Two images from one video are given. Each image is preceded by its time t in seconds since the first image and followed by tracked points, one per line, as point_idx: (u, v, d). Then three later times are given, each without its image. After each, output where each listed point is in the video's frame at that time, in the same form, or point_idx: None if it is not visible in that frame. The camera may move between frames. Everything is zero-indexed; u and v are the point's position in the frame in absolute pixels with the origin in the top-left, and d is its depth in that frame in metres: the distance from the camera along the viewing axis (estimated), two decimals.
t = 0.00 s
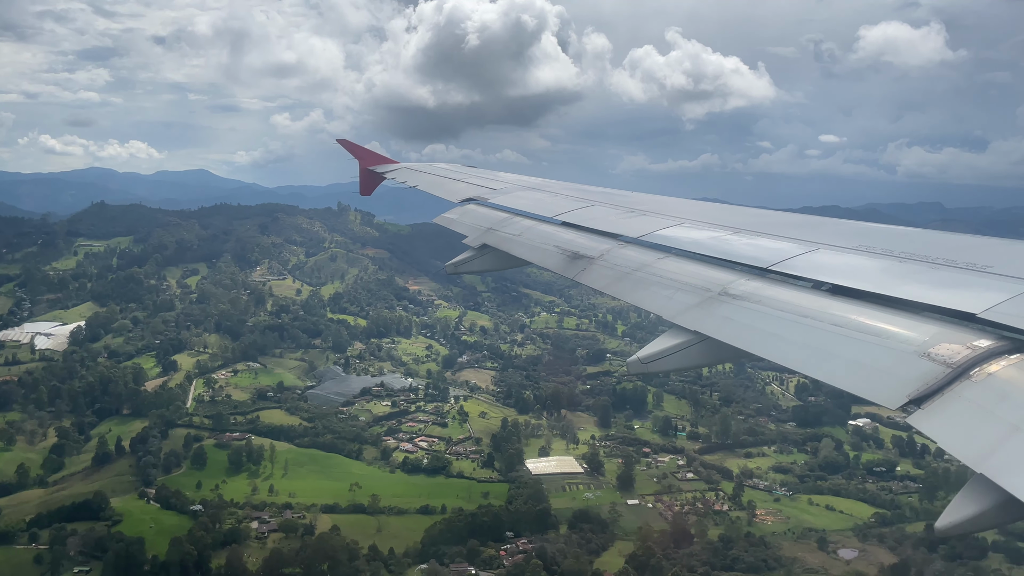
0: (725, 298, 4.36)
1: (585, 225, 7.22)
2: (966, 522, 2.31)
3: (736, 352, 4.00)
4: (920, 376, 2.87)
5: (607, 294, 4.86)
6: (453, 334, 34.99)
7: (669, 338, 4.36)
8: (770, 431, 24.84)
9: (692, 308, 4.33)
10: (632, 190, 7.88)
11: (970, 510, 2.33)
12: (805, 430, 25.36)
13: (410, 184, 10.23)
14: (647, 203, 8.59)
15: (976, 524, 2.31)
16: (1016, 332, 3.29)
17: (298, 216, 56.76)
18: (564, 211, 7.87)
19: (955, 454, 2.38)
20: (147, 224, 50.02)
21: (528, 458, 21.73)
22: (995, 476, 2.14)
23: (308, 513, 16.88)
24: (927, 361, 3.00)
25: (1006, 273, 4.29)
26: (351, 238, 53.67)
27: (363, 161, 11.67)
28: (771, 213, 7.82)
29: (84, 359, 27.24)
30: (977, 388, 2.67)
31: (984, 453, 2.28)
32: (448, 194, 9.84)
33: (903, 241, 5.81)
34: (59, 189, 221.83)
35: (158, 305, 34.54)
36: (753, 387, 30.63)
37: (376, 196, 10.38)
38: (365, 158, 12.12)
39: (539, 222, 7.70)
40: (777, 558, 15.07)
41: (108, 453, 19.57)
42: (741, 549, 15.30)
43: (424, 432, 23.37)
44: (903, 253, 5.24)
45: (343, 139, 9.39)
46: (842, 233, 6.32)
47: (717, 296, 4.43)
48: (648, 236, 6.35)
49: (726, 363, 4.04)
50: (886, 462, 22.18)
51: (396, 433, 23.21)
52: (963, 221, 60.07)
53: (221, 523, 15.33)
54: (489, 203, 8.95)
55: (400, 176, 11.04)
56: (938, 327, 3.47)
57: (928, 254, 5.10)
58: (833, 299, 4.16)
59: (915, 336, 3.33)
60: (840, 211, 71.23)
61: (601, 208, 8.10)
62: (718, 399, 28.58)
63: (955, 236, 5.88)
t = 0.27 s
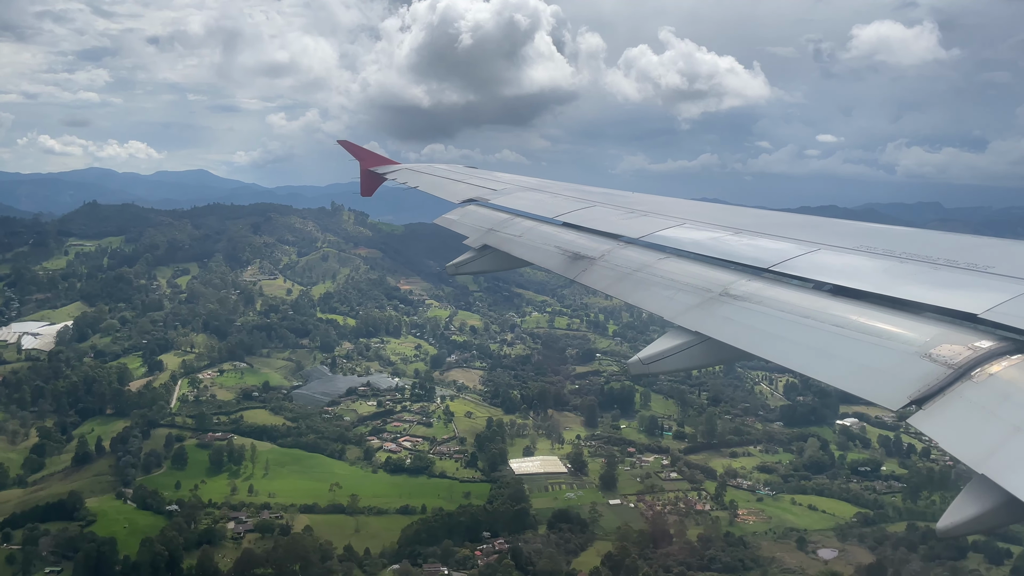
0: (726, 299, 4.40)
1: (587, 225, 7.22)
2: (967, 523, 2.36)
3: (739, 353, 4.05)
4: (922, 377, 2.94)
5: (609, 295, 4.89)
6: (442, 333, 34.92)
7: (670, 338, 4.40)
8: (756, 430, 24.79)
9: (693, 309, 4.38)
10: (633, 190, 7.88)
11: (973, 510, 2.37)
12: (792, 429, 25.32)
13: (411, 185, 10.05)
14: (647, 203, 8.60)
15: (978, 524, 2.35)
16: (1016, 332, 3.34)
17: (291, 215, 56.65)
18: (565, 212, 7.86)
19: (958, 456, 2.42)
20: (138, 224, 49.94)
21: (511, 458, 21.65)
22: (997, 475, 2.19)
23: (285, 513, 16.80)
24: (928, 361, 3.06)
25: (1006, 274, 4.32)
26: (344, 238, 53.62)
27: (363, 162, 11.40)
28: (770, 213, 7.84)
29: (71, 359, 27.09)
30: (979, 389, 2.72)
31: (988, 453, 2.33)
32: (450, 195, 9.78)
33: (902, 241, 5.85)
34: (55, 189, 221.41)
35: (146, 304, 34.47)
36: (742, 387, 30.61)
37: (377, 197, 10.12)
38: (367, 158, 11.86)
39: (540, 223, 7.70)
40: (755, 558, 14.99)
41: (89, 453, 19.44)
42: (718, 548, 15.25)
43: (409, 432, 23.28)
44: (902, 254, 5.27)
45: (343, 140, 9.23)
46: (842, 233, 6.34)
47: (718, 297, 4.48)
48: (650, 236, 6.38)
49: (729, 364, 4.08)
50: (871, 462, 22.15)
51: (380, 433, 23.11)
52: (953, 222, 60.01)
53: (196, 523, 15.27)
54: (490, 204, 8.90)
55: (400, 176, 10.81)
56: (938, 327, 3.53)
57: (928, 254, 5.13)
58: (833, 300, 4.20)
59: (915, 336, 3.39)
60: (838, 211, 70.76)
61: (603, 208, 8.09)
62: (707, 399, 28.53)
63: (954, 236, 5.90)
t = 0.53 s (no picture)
0: (725, 300, 4.28)
1: (587, 225, 7.08)
2: (965, 524, 2.27)
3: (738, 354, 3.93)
4: (920, 378, 2.81)
5: (608, 296, 4.76)
6: (432, 333, 34.86)
7: (669, 340, 4.28)
8: (742, 430, 24.72)
9: (692, 310, 4.25)
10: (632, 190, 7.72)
11: (975, 509, 2.27)
12: (778, 429, 25.26)
13: (412, 186, 9.89)
14: (647, 202, 8.43)
15: (981, 523, 2.25)
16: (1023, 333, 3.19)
17: (285, 215, 56.66)
18: (565, 212, 7.72)
19: (958, 457, 2.30)
20: (131, 223, 49.94)
21: (495, 458, 21.56)
22: (999, 478, 2.07)
23: (263, 514, 16.73)
24: (929, 362, 2.93)
25: (1011, 272, 4.14)
26: (337, 237, 53.60)
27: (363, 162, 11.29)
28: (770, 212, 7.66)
29: (57, 358, 26.99)
30: (980, 390, 2.58)
31: (989, 453, 2.21)
32: (449, 195, 9.59)
33: (905, 239, 5.66)
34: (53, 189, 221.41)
35: (135, 304, 34.45)
36: (731, 387, 30.56)
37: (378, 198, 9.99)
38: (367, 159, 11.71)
39: (539, 224, 7.57)
40: (732, 558, 14.88)
41: (69, 452, 19.32)
42: (695, 548, 15.19)
43: (393, 432, 23.19)
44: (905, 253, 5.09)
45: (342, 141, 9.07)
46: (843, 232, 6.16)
47: (718, 298, 4.35)
48: (648, 236, 6.24)
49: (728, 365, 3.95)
50: (856, 462, 22.09)
51: (364, 433, 23.01)
52: (944, 223, 60.00)
53: (170, 523, 15.19)
54: (489, 206, 8.75)
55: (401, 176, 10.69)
56: (942, 327, 3.38)
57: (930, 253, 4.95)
58: (836, 301, 4.05)
59: (917, 337, 3.26)
60: (835, 211, 70.47)
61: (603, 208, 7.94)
62: (695, 399, 28.48)
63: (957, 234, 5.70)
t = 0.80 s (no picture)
0: (726, 300, 4.28)
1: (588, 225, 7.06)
2: (971, 523, 2.23)
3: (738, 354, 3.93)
4: (923, 378, 2.82)
5: (609, 295, 4.74)
6: (421, 332, 34.82)
7: (670, 339, 4.27)
8: (729, 430, 24.66)
9: (693, 309, 4.25)
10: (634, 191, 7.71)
11: (975, 511, 2.24)
12: (766, 429, 25.20)
13: (416, 189, 9.87)
14: (649, 203, 8.42)
15: (982, 525, 2.22)
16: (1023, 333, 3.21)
17: (278, 215, 56.60)
18: (566, 213, 7.72)
19: (959, 457, 2.30)
20: (122, 223, 49.83)
21: (479, 458, 21.50)
22: (1001, 476, 2.08)
23: (243, 513, 16.67)
24: (931, 362, 2.94)
25: (1011, 274, 4.17)
26: (329, 237, 53.54)
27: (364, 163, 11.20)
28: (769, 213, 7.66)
29: (43, 358, 26.85)
30: (983, 390, 2.60)
31: (991, 453, 2.21)
32: (450, 194, 9.62)
33: (905, 240, 5.67)
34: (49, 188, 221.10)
35: (124, 304, 34.35)
36: (720, 386, 30.51)
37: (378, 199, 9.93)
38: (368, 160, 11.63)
39: (541, 224, 7.55)
40: (710, 558, 14.77)
41: (49, 452, 19.17)
42: (672, 548, 15.10)
43: (377, 431, 23.13)
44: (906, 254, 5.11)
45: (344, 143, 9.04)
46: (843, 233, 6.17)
47: (720, 298, 4.34)
48: (650, 236, 6.22)
49: (729, 365, 3.95)
50: (841, 461, 22.04)
51: (348, 433, 22.93)
52: (932, 224, 60.10)
53: (146, 524, 15.11)
54: (491, 206, 8.75)
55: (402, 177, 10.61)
56: (943, 328, 3.39)
57: (931, 253, 4.96)
58: (838, 300, 4.06)
59: (920, 337, 3.25)
60: (830, 211, 70.30)
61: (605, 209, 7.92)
62: (683, 398, 28.44)
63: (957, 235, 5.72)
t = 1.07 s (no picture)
0: (728, 300, 4.09)
1: (587, 226, 6.84)
2: (972, 525, 2.08)
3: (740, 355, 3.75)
4: (923, 379, 2.69)
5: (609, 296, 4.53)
6: (410, 332, 34.76)
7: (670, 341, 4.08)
8: (715, 430, 24.58)
9: (695, 309, 4.05)
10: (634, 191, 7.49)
11: (977, 511, 2.09)
12: (752, 428, 25.12)
13: (416, 189, 9.71)
14: (649, 203, 8.21)
15: (985, 525, 2.06)
16: None
17: (272, 215, 56.61)
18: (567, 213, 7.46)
19: (961, 457, 2.18)
20: (114, 222, 49.81)
21: (463, 458, 21.38)
22: (1003, 478, 1.96)
23: (221, 513, 16.58)
24: (932, 362, 2.81)
25: (1013, 274, 4.03)
26: (322, 237, 53.50)
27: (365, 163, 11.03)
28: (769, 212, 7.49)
29: (29, 357, 26.71)
30: (984, 390, 2.48)
31: (995, 454, 2.10)
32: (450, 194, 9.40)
33: (906, 240, 5.51)
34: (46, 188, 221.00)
35: (112, 303, 34.27)
36: (709, 387, 30.42)
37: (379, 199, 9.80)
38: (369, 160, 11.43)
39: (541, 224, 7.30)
40: (686, 559, 14.67)
41: (29, 452, 19.01)
42: (648, 548, 15.01)
43: (361, 431, 23.03)
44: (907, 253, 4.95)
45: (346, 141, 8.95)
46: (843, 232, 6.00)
47: (722, 297, 4.15)
48: (651, 236, 6.00)
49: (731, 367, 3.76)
50: (826, 461, 21.97)
51: (332, 433, 22.83)
52: (922, 225, 60.23)
53: (121, 524, 15.02)
54: (491, 207, 8.51)
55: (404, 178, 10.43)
56: (945, 329, 3.24)
57: (933, 253, 4.81)
58: (839, 301, 3.89)
59: (920, 337, 3.12)
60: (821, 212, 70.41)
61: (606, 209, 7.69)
62: (672, 398, 28.36)
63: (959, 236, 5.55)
